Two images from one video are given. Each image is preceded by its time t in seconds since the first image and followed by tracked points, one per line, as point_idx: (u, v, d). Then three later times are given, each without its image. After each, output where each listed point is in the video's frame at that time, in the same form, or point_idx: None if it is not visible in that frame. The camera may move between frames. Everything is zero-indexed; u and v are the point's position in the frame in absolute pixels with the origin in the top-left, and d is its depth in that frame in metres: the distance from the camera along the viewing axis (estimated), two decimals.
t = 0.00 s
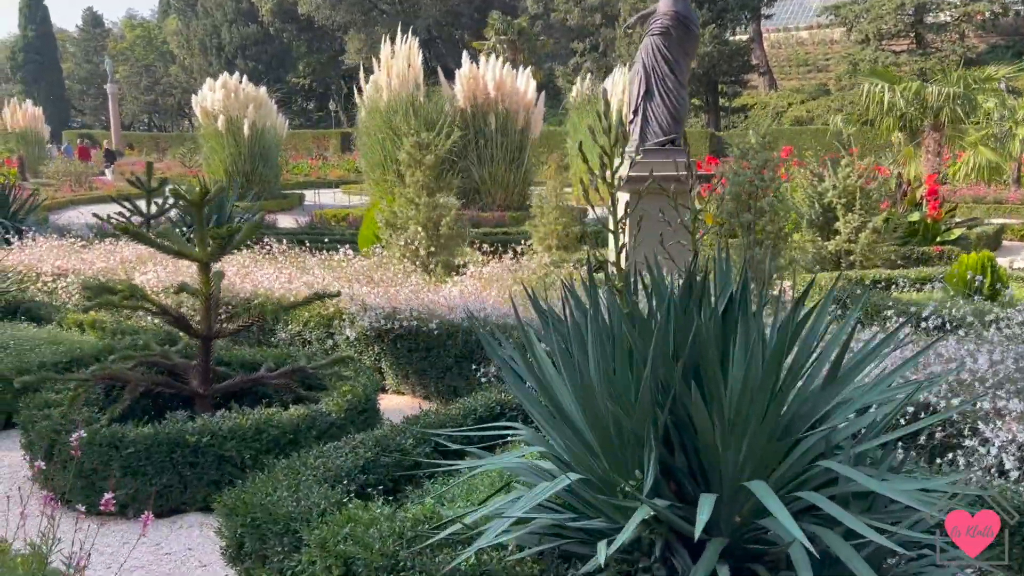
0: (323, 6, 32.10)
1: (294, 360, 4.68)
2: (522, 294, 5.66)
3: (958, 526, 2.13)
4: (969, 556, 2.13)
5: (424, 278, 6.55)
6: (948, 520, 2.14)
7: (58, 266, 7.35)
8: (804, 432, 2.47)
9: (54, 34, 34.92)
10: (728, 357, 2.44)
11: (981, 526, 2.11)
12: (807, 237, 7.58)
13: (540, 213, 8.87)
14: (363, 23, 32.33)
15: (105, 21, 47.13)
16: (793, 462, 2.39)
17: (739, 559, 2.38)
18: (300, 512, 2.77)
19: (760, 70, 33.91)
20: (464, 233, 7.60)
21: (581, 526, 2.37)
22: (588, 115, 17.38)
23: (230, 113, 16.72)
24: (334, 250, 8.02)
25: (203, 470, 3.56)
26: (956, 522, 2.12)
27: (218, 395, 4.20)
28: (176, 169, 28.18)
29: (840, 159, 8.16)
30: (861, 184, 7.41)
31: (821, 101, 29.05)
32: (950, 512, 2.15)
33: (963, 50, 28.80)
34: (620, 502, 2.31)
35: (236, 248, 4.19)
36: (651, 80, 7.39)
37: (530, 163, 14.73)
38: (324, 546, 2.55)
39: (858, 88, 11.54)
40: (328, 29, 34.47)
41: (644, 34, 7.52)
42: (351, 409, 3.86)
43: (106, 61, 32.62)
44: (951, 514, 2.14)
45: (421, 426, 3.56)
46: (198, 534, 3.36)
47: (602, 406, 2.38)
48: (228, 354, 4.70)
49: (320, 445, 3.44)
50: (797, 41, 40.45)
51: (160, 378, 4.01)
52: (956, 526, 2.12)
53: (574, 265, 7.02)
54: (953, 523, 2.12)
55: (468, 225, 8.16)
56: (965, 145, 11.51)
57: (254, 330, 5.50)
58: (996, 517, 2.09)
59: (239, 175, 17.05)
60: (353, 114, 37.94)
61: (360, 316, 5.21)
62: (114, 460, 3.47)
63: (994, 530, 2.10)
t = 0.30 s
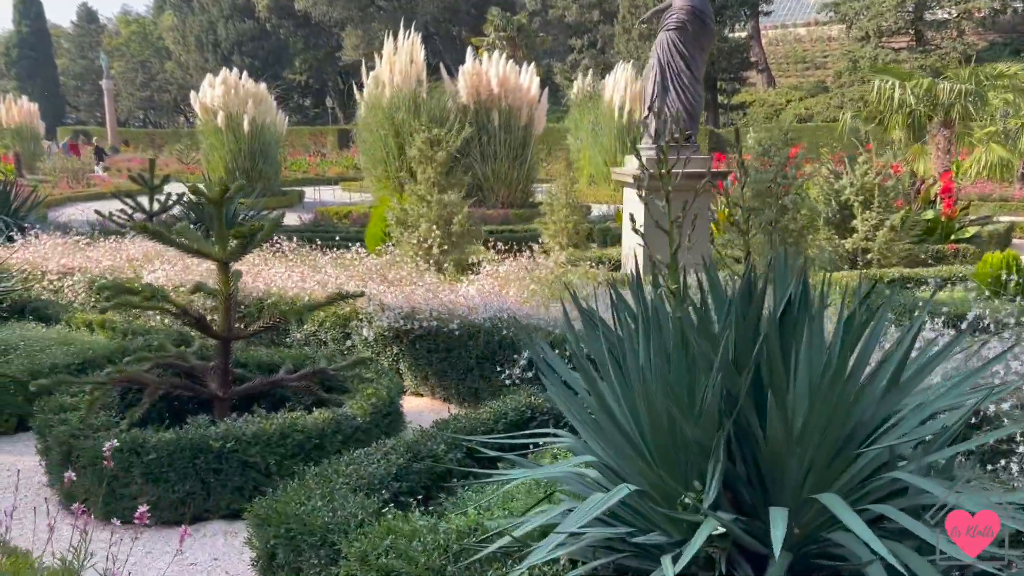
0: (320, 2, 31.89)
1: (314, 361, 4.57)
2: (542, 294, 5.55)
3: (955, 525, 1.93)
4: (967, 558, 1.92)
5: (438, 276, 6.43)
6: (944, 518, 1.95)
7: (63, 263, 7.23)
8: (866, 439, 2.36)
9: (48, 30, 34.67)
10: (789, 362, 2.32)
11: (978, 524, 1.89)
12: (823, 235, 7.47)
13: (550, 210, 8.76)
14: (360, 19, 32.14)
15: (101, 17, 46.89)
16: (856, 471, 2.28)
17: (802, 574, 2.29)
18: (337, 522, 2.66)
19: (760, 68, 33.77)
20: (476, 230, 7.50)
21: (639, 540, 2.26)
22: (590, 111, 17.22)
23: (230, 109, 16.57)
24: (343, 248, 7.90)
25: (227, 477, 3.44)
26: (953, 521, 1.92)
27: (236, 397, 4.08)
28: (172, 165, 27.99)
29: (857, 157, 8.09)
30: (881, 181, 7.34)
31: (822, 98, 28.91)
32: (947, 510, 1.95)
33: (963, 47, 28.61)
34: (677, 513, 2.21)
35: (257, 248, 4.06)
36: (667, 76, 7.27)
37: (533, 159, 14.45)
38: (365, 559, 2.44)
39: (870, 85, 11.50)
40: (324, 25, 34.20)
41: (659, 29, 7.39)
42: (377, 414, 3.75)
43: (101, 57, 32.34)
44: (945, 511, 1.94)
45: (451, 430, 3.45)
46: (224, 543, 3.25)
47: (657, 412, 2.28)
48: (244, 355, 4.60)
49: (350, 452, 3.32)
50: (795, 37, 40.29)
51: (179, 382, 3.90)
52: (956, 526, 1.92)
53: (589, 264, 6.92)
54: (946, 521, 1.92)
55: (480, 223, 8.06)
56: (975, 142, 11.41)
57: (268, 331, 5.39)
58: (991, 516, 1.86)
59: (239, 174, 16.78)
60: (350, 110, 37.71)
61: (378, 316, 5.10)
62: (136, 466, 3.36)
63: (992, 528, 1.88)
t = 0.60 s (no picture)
0: None
1: (337, 365, 4.48)
2: (565, 295, 5.45)
3: (954, 525, 1.84)
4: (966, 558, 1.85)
5: (454, 276, 6.32)
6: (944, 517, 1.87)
7: (70, 262, 7.06)
8: (941, 453, 2.27)
9: (42, 25, 34.36)
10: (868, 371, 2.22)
11: (978, 525, 1.81)
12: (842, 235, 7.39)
13: (562, 209, 8.69)
14: (356, 15, 31.92)
15: (94, 12, 46.53)
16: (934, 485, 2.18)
17: None
18: (385, 536, 2.56)
19: (758, 67, 33.62)
20: (490, 229, 7.39)
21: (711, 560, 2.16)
22: (592, 108, 17.07)
23: (230, 105, 15.99)
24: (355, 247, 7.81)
25: (258, 486, 3.34)
26: (952, 521, 1.84)
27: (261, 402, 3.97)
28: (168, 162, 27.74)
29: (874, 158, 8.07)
30: (902, 182, 7.33)
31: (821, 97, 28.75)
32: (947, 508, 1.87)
33: (963, 46, 28.27)
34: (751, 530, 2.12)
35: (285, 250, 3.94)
36: (684, 74, 7.17)
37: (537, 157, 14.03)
38: None
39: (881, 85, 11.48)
40: (321, 21, 33.94)
41: (677, 26, 7.28)
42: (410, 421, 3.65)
43: (96, 53, 32.04)
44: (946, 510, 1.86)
45: (490, 438, 3.34)
46: (257, 553, 3.14)
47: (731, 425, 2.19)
48: (266, 357, 4.51)
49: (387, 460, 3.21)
50: (792, 36, 40.09)
51: (206, 386, 3.81)
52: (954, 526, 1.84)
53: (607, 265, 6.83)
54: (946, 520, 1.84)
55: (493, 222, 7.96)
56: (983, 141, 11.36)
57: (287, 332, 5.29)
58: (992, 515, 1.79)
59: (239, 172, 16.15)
60: (347, 107, 37.47)
61: (400, 317, 4.99)
62: (164, 475, 3.25)
63: (992, 529, 1.79)
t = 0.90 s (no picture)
0: None
1: (355, 368, 4.36)
2: (583, 296, 5.35)
3: (956, 526, 1.92)
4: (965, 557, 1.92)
5: (468, 276, 6.18)
6: (944, 517, 1.93)
7: (74, 260, 6.92)
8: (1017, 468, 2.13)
9: (34, 19, 34.05)
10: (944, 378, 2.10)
11: (979, 524, 1.91)
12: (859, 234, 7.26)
13: (570, 208, 8.60)
14: (351, 12, 31.73)
15: (87, 8, 46.15)
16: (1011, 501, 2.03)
17: None
18: (427, 551, 2.45)
19: (755, 66, 33.46)
20: (501, 228, 7.27)
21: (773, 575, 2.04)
22: (592, 106, 16.93)
23: (228, 102, 15.73)
24: (363, 246, 7.69)
25: (284, 494, 3.22)
26: (955, 522, 1.91)
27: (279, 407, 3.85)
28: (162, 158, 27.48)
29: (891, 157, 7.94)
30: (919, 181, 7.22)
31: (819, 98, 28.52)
32: (947, 510, 1.93)
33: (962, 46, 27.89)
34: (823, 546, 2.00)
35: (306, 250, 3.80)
36: (700, 72, 7.08)
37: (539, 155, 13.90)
38: None
39: (890, 83, 11.43)
40: (316, 17, 33.71)
41: (692, 21, 7.15)
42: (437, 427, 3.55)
43: (89, 47, 31.76)
44: (947, 513, 1.92)
45: (524, 445, 3.23)
46: (285, 563, 3.03)
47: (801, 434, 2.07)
48: (282, 359, 4.39)
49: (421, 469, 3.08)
50: (788, 35, 39.76)
51: (226, 391, 3.70)
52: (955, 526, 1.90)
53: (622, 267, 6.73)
54: (951, 522, 1.91)
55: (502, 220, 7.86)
56: (991, 142, 11.26)
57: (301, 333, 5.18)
58: (992, 519, 1.90)
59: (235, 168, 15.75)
60: (342, 103, 37.25)
61: (417, 318, 4.88)
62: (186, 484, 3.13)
63: (990, 527, 1.91)
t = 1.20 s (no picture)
0: None
1: (374, 370, 4.22)
2: (603, 296, 5.23)
3: (955, 525, 1.77)
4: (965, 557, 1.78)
5: (481, 275, 6.05)
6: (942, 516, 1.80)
7: (75, 258, 6.75)
8: None
9: (27, 14, 33.70)
10: None
11: (978, 525, 1.76)
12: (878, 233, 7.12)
13: (579, 207, 8.46)
14: (348, 9, 31.52)
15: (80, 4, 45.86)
16: None
17: None
18: (471, 568, 2.31)
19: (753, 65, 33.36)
20: (512, 227, 7.13)
21: None
22: (592, 105, 16.79)
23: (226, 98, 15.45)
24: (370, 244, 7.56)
25: (308, 504, 3.09)
26: (953, 522, 1.77)
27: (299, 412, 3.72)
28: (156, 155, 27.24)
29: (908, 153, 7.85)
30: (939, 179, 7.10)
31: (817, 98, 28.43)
32: (945, 509, 1.80)
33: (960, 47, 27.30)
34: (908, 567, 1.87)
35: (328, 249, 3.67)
36: (715, 69, 6.97)
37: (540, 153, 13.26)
38: None
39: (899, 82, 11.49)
40: (311, 15, 33.50)
41: (707, 18, 7.04)
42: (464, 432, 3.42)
43: (83, 43, 31.50)
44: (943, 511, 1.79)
45: (558, 453, 3.10)
46: None
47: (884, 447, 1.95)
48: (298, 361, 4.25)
49: (454, 478, 2.95)
50: (784, 35, 39.60)
51: (244, 394, 3.56)
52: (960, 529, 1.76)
53: (637, 267, 6.60)
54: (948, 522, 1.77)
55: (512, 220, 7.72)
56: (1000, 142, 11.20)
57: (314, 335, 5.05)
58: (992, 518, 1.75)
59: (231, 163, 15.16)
60: (337, 101, 37.03)
61: (436, 319, 4.74)
62: (207, 493, 2.99)
63: (993, 528, 1.76)
